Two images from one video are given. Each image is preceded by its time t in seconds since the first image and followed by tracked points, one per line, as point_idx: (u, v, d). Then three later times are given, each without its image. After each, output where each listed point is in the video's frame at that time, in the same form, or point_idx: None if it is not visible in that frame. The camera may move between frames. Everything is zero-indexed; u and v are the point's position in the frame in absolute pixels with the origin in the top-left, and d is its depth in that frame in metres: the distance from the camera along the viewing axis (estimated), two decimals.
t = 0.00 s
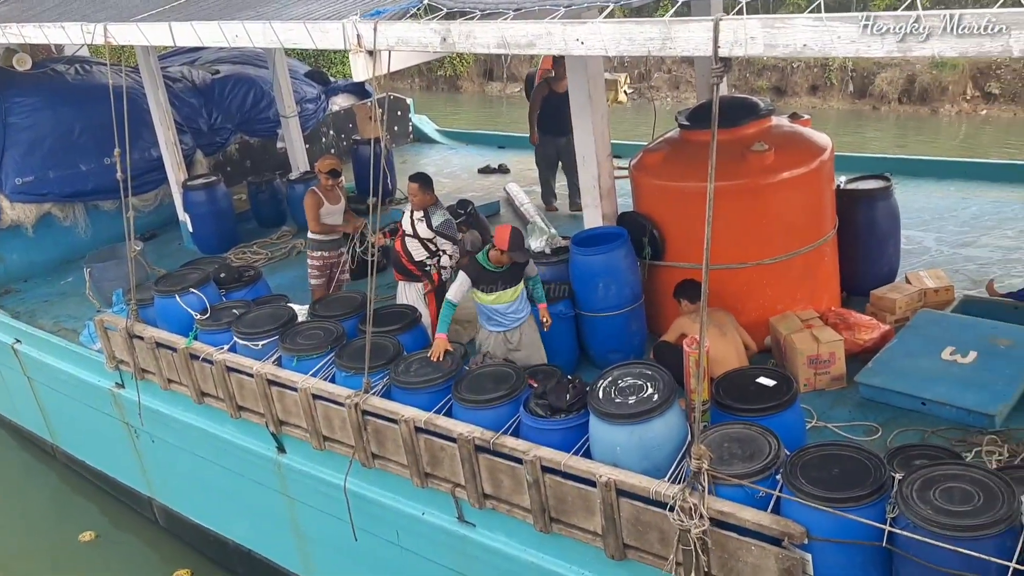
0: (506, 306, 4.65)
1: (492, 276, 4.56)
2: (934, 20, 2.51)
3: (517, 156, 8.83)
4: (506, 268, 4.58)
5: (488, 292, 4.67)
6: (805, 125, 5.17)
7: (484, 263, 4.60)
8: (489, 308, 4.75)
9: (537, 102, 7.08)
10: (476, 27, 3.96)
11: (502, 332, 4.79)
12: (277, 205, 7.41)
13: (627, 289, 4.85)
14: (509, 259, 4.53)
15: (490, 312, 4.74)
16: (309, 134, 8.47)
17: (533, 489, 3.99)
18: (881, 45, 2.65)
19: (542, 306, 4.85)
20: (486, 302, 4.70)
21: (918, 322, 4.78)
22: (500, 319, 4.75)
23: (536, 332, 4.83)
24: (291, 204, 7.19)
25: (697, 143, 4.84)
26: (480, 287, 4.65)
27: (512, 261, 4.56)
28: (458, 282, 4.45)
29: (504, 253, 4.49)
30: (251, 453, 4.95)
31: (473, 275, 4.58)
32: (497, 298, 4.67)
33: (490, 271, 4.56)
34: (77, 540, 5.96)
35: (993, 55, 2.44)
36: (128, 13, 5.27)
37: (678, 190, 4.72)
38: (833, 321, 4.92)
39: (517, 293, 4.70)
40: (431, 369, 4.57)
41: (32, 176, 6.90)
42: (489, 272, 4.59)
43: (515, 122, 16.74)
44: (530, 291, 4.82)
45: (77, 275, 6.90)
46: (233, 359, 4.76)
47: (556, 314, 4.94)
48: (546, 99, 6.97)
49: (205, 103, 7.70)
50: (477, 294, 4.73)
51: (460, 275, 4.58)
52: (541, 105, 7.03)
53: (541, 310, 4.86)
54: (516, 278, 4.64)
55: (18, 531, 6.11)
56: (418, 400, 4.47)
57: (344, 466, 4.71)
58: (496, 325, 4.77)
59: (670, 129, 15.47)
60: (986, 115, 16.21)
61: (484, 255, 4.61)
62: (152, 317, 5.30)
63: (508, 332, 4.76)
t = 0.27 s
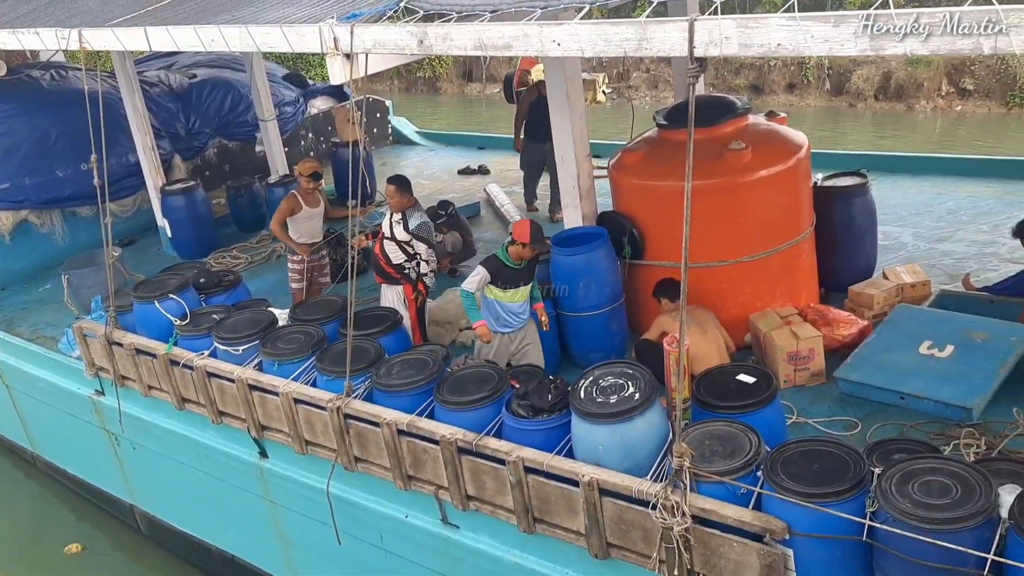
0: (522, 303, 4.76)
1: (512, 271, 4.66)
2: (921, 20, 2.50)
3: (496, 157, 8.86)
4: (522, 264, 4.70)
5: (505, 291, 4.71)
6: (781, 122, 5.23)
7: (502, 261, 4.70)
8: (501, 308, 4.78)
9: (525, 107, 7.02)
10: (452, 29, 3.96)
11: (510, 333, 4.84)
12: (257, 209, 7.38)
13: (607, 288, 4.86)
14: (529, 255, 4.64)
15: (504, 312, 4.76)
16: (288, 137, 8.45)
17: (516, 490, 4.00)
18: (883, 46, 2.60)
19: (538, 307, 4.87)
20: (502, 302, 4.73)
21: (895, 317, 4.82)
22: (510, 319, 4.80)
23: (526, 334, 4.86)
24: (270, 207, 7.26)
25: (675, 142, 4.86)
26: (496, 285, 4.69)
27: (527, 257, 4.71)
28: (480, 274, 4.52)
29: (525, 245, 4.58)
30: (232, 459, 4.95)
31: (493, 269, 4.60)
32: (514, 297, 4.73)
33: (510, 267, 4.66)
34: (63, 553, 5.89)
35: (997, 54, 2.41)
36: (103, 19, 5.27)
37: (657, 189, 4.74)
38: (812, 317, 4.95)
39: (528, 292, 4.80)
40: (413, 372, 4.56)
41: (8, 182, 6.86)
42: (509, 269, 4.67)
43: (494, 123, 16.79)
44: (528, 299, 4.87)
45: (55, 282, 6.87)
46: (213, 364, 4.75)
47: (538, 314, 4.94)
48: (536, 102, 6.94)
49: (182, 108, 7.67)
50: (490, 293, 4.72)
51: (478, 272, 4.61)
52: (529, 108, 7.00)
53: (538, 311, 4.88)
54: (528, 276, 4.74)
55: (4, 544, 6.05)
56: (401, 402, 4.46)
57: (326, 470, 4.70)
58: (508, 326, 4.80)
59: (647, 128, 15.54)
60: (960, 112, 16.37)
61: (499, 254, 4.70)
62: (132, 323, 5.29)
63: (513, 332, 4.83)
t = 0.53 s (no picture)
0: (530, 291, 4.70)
1: (518, 262, 4.54)
2: (891, 20, 2.51)
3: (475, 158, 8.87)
4: (527, 253, 4.59)
5: (514, 283, 4.62)
6: (757, 122, 5.28)
7: (507, 253, 4.56)
8: (509, 302, 4.70)
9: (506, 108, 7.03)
10: (427, 32, 3.93)
11: (517, 327, 4.78)
12: (234, 213, 7.51)
13: (586, 289, 4.87)
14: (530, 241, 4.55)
15: (514, 306, 4.70)
16: (266, 141, 8.52)
17: (497, 492, 4.00)
18: (890, 44, 2.54)
19: (542, 301, 4.81)
20: (512, 295, 4.66)
21: (872, 314, 4.85)
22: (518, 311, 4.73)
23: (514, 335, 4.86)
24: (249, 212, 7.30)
25: (652, 142, 4.88)
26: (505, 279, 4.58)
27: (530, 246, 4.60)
28: (485, 266, 4.43)
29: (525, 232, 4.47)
30: (212, 465, 4.94)
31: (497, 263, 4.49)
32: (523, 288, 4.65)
33: (516, 257, 4.55)
34: (48, 565, 5.84)
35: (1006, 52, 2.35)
36: (77, 25, 5.29)
37: (634, 189, 4.76)
38: (790, 315, 4.99)
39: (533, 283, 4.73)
40: (393, 374, 4.57)
41: None
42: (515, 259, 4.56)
43: (473, 124, 16.80)
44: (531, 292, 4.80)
45: (32, 290, 6.84)
46: (192, 371, 4.74)
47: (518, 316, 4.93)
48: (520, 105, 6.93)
49: (158, 112, 7.64)
50: (502, 288, 4.62)
51: (483, 266, 4.50)
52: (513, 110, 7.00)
53: (541, 305, 4.82)
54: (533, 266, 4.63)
55: None
56: (380, 407, 4.46)
57: (306, 475, 4.69)
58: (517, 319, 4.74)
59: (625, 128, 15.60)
60: (935, 109, 16.51)
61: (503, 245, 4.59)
62: (109, 331, 5.28)
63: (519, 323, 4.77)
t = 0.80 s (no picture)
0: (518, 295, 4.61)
1: (504, 267, 4.46)
2: (846, 20, 2.51)
3: (439, 159, 8.86)
4: (513, 256, 4.52)
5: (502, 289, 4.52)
6: (717, 121, 5.34)
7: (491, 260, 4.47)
8: (499, 309, 4.60)
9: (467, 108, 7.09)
10: (387, 32, 3.85)
11: (509, 333, 4.70)
12: (195, 216, 7.49)
13: (551, 289, 4.87)
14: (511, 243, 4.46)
15: (504, 313, 4.60)
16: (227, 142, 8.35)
17: (463, 494, 3.99)
18: (855, 45, 2.52)
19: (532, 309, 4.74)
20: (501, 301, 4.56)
21: (832, 311, 4.90)
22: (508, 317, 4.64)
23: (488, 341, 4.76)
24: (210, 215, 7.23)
25: (614, 142, 4.89)
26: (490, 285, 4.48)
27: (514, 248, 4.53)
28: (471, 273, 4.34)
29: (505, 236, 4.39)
30: (175, 471, 4.91)
31: (482, 269, 4.41)
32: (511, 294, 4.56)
33: (500, 262, 4.47)
34: None
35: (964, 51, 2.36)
36: (31, 27, 5.23)
37: (597, 189, 4.77)
38: (752, 313, 5.03)
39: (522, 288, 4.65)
40: (356, 379, 4.52)
41: None
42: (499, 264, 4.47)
43: (436, 126, 16.74)
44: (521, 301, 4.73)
45: None
46: (152, 376, 4.71)
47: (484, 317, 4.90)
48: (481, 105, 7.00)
49: (117, 115, 7.62)
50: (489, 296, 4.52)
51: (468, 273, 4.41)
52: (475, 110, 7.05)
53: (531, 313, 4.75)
54: (519, 272, 4.55)
55: None
56: (345, 410, 4.43)
57: (271, 480, 4.66)
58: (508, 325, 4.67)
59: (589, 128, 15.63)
60: (893, 107, 16.73)
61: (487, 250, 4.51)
62: (69, 337, 5.27)
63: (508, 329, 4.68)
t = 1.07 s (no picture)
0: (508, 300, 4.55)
1: (493, 269, 4.45)
2: (803, 21, 2.52)
3: (403, 160, 8.84)
4: (502, 258, 4.51)
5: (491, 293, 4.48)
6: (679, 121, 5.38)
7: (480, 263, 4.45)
8: (489, 314, 4.54)
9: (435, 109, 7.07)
10: (348, 33, 3.79)
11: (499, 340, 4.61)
12: (156, 219, 7.40)
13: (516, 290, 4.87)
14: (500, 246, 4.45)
15: (493, 318, 4.54)
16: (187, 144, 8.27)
17: (429, 496, 3.98)
18: (812, 46, 2.53)
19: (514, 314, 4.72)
20: (490, 306, 4.51)
21: (793, 309, 4.95)
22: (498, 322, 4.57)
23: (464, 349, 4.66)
24: (171, 217, 7.17)
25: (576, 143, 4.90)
26: (479, 288, 4.45)
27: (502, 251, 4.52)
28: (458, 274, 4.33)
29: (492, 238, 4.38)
30: (137, 478, 4.85)
31: (472, 271, 4.40)
32: (500, 298, 4.52)
33: (490, 264, 4.46)
34: None
35: (912, 52, 2.39)
36: None
37: (560, 189, 4.78)
38: (715, 311, 5.07)
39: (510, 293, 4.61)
40: (320, 383, 4.49)
41: None
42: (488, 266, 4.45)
43: (399, 127, 16.67)
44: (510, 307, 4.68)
45: None
46: (112, 383, 4.67)
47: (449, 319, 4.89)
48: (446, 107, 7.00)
49: (76, 117, 7.54)
50: (478, 299, 4.48)
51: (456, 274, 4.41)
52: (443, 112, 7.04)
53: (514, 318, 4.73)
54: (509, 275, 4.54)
55: None
56: (309, 414, 4.40)
57: (235, 485, 4.62)
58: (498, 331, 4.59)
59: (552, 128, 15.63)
60: (852, 106, 16.93)
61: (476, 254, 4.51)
62: (28, 343, 5.24)
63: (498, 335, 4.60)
